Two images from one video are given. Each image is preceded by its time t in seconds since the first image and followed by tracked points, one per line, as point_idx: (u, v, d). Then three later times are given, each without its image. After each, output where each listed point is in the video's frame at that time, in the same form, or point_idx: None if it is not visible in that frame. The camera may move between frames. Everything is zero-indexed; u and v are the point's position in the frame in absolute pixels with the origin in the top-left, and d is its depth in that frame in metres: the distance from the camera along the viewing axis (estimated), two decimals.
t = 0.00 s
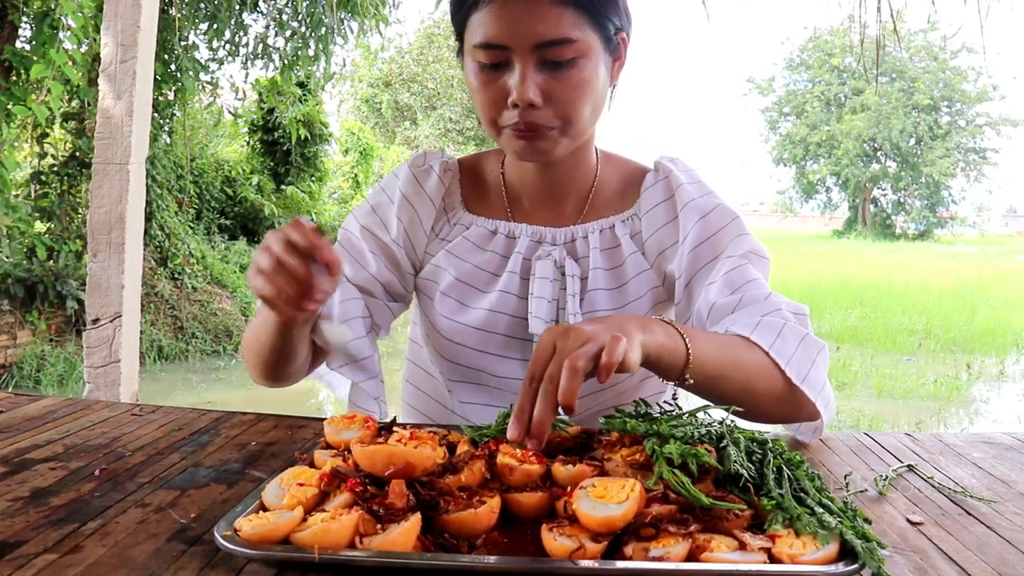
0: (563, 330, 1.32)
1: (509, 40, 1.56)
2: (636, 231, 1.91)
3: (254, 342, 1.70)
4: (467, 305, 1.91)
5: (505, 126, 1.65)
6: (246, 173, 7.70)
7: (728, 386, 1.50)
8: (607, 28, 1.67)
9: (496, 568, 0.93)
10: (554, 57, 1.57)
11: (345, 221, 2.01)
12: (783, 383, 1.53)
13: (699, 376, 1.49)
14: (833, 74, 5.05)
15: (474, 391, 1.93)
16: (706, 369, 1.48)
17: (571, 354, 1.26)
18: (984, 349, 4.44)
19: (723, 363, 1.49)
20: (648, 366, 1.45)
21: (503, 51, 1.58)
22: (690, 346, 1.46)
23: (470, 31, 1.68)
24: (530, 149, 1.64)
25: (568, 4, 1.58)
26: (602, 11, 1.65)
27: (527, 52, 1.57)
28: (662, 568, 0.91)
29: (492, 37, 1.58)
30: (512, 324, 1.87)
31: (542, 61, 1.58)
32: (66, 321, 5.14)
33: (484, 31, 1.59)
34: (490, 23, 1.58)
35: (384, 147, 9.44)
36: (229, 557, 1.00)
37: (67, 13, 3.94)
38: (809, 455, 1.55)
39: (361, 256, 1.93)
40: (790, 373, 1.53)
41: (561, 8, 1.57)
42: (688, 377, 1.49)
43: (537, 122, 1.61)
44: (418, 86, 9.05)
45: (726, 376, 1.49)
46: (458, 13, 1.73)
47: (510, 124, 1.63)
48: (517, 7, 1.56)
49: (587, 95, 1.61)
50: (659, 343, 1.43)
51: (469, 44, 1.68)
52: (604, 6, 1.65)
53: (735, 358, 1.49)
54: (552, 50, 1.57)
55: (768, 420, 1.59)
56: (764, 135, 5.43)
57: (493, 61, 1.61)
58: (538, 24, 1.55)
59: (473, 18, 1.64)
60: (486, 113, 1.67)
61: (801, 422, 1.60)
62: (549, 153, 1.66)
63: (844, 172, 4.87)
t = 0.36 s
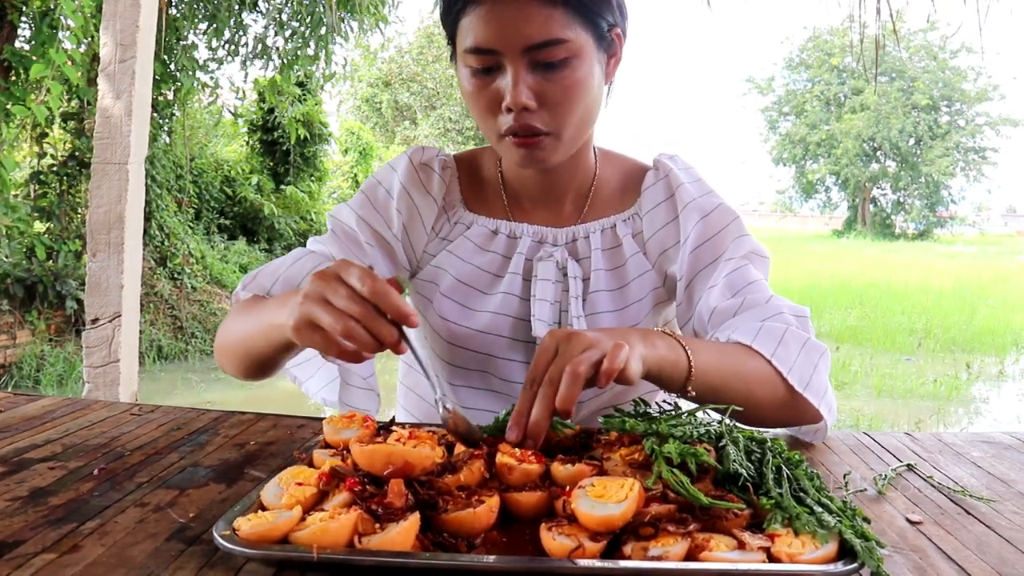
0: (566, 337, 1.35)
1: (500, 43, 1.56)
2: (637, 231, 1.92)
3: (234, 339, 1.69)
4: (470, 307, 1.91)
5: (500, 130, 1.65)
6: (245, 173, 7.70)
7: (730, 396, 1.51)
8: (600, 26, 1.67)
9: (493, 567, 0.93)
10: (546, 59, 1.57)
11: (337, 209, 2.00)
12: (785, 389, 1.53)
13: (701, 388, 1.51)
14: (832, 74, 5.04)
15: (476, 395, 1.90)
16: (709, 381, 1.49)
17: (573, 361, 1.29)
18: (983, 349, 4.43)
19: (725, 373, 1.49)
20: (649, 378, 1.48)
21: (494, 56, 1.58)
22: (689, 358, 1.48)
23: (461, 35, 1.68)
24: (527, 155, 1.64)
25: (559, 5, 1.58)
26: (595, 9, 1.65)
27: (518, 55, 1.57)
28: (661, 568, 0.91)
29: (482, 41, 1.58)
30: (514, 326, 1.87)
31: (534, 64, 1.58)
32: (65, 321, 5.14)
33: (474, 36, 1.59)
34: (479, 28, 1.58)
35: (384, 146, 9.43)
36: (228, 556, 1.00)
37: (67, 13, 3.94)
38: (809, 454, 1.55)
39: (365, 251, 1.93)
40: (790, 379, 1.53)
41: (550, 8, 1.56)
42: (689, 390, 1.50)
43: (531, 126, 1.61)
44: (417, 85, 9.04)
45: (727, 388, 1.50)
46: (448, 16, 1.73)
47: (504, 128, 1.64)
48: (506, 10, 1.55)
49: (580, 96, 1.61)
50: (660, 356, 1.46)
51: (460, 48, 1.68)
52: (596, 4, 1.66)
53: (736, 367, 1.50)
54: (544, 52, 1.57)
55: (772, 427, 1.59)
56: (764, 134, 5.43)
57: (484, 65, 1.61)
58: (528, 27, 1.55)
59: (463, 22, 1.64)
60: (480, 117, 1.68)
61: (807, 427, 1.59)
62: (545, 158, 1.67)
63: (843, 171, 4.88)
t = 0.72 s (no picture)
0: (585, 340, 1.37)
1: (497, 43, 1.56)
2: (641, 233, 1.92)
3: (230, 340, 1.64)
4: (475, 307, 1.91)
5: (501, 131, 1.65)
6: (245, 173, 7.70)
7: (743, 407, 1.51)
8: (597, 23, 1.67)
9: (494, 567, 0.93)
10: (543, 57, 1.57)
11: (341, 204, 1.96)
12: (794, 397, 1.54)
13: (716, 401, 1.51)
14: (832, 74, 5.03)
15: (481, 395, 1.91)
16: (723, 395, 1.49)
17: (593, 365, 1.30)
18: (983, 349, 4.42)
19: (738, 386, 1.50)
20: (664, 392, 1.49)
21: (491, 55, 1.58)
22: (702, 373, 1.49)
23: (459, 36, 1.68)
24: (529, 153, 1.65)
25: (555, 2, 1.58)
26: (592, 6, 1.65)
27: (516, 53, 1.57)
28: (662, 567, 0.91)
29: (479, 42, 1.58)
30: (518, 326, 1.87)
31: (531, 62, 1.58)
32: (65, 320, 5.14)
33: (471, 36, 1.59)
34: (476, 29, 1.58)
35: (383, 146, 9.43)
36: (228, 556, 1.00)
37: (68, 13, 3.93)
38: (810, 454, 1.55)
39: (371, 250, 1.90)
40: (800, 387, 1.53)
41: (546, 6, 1.56)
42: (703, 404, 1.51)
43: (531, 125, 1.61)
44: (417, 85, 9.03)
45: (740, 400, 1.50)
46: (446, 17, 1.74)
47: (505, 128, 1.64)
48: (502, 9, 1.55)
49: (579, 93, 1.61)
50: (677, 371, 1.47)
51: (459, 49, 1.68)
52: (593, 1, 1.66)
53: (747, 379, 1.50)
54: (542, 49, 1.57)
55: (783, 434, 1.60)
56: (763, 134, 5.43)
57: (482, 65, 1.61)
58: (525, 26, 1.55)
59: (461, 23, 1.64)
60: (481, 117, 1.68)
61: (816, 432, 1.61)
62: (548, 156, 1.67)
63: (843, 171, 4.90)
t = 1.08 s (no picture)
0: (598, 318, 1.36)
1: (500, 43, 1.56)
2: (641, 235, 1.92)
3: (248, 367, 1.67)
4: (475, 308, 1.91)
5: (504, 130, 1.65)
6: (245, 173, 7.70)
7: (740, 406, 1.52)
8: (600, 24, 1.67)
9: (494, 568, 0.93)
10: (547, 57, 1.57)
11: (343, 220, 1.98)
12: (792, 399, 1.54)
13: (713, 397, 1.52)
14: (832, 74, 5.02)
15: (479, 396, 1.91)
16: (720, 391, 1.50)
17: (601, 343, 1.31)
18: (983, 349, 4.43)
19: (737, 383, 1.50)
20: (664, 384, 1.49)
21: (495, 56, 1.58)
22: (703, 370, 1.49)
23: (462, 35, 1.68)
24: (531, 152, 1.65)
25: (558, 4, 1.58)
26: (595, 8, 1.66)
27: (519, 54, 1.57)
28: (662, 568, 0.92)
29: (482, 42, 1.58)
30: (518, 327, 1.87)
31: (535, 63, 1.58)
32: (65, 320, 5.14)
33: (474, 37, 1.59)
34: (480, 29, 1.58)
35: (384, 146, 9.43)
36: (229, 556, 1.00)
37: (69, 13, 3.93)
38: (810, 454, 1.55)
39: (374, 261, 1.92)
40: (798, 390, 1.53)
41: (550, 7, 1.56)
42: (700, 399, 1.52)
43: (534, 124, 1.61)
44: (417, 85, 9.03)
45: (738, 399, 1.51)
46: (449, 16, 1.73)
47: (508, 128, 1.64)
48: (507, 10, 1.55)
49: (583, 93, 1.61)
50: (680, 366, 1.46)
51: (462, 49, 1.68)
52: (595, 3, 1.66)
53: (747, 378, 1.51)
54: (545, 49, 1.57)
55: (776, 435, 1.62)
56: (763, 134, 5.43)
57: (486, 65, 1.61)
58: (528, 27, 1.55)
59: (464, 23, 1.64)
60: (483, 116, 1.67)
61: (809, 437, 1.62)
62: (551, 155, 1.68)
63: (842, 171, 4.92)
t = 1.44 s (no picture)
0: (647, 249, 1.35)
1: (503, 40, 1.58)
2: (642, 237, 1.92)
3: (260, 360, 1.69)
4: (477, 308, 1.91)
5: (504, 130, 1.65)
6: (245, 173, 7.71)
7: (749, 375, 1.51)
8: (604, 28, 1.68)
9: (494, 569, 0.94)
10: (549, 57, 1.58)
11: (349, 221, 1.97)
12: (799, 384, 1.55)
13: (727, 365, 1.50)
14: (834, 74, 5.00)
15: (480, 396, 1.93)
16: (735, 359, 1.49)
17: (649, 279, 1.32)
18: (983, 350, 4.44)
19: (753, 354, 1.50)
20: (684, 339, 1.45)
21: (498, 53, 1.60)
22: (731, 331, 1.46)
23: (468, 34, 1.70)
24: (530, 150, 1.64)
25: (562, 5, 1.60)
26: (601, 11, 1.67)
27: (522, 51, 1.59)
28: (662, 569, 0.92)
29: (486, 40, 1.61)
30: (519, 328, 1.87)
31: (537, 62, 1.59)
32: (65, 320, 5.14)
33: (479, 34, 1.62)
34: (485, 27, 1.60)
35: (384, 147, 9.43)
36: (230, 557, 1.01)
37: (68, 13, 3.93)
38: (810, 456, 1.55)
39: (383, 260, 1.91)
40: (806, 373, 1.55)
41: (554, 7, 1.59)
42: (716, 361, 1.48)
43: (534, 123, 1.61)
44: (418, 85, 9.03)
45: (751, 369, 1.50)
46: (456, 15, 1.75)
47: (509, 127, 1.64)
48: (512, 9, 1.58)
49: (585, 93, 1.61)
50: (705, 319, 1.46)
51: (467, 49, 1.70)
52: (600, 5, 1.67)
53: (764, 350, 1.52)
54: (547, 47, 1.58)
55: (766, 423, 1.61)
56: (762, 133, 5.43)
57: (489, 63, 1.62)
58: (531, 26, 1.57)
59: (470, 22, 1.67)
60: (484, 115, 1.68)
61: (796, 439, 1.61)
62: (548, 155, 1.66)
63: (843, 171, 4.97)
